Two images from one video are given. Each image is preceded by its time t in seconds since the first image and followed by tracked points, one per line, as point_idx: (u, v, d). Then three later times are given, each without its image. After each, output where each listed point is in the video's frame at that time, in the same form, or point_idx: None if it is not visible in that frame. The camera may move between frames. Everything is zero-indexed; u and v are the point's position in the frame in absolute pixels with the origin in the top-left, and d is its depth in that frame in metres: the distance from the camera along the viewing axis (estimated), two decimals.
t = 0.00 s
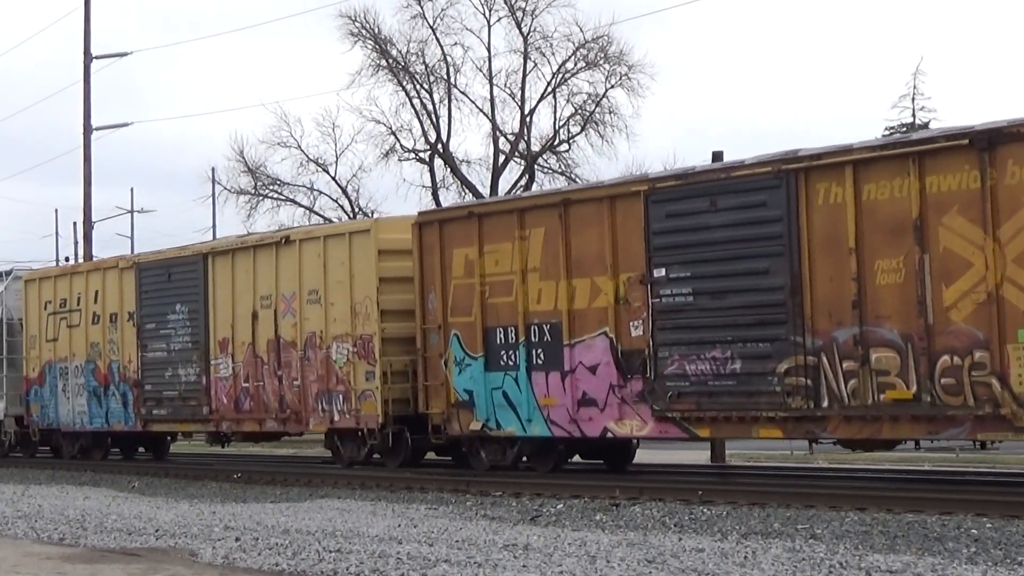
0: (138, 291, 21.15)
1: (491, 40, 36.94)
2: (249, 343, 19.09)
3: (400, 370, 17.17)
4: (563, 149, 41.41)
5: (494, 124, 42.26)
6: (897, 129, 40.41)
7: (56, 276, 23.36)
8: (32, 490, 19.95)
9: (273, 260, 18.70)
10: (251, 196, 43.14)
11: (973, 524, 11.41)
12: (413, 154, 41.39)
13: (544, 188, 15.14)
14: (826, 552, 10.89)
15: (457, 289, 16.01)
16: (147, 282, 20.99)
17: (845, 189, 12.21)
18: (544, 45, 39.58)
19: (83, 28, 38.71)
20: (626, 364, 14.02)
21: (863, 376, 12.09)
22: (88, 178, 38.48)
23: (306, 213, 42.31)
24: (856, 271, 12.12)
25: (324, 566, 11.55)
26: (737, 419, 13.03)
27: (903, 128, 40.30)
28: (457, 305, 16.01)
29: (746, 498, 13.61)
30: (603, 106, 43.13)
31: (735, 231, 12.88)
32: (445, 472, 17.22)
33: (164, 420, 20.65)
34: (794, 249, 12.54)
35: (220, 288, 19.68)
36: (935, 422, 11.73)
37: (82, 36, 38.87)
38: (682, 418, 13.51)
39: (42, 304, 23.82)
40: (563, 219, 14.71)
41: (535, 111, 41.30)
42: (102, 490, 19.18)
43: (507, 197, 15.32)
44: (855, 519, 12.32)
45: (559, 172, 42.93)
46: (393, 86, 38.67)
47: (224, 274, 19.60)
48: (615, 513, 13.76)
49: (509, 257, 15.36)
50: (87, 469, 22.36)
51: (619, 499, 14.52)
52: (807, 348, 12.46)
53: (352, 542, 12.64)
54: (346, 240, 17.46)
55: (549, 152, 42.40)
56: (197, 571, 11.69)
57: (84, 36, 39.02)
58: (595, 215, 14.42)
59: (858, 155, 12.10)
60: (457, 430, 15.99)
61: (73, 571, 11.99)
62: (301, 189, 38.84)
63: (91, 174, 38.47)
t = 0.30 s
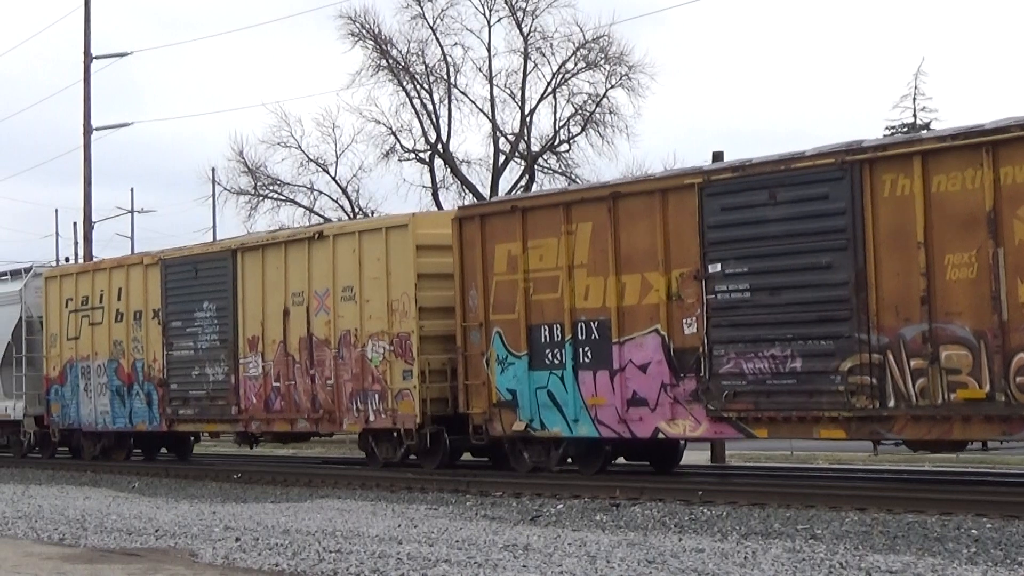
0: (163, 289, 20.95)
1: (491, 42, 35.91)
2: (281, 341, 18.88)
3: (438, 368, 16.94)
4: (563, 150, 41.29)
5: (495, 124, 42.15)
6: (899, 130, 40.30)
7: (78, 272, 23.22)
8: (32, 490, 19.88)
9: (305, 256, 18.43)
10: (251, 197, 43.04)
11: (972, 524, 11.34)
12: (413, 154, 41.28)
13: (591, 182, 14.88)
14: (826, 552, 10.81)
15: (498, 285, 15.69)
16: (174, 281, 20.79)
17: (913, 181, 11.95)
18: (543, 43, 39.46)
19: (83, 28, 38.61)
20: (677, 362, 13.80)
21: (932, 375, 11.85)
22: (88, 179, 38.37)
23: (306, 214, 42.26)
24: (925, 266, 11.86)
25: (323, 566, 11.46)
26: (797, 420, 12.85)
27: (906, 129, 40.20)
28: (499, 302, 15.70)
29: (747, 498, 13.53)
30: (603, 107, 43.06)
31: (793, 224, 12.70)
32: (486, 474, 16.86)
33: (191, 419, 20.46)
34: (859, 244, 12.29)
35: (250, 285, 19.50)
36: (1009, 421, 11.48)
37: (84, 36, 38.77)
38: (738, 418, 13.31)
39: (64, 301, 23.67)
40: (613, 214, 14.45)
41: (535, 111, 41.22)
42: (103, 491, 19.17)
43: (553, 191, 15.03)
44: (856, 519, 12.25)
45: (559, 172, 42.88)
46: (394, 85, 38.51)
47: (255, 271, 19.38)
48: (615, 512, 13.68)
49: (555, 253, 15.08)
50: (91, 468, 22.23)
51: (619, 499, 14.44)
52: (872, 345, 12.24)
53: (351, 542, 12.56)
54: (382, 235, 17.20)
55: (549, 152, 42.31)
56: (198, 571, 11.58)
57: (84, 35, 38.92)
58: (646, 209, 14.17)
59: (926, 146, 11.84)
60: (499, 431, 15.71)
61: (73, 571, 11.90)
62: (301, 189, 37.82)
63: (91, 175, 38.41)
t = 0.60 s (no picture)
0: (189, 286, 20.80)
1: (492, 40, 36.85)
2: (313, 339, 18.63)
3: (478, 367, 16.69)
4: (562, 150, 41.48)
5: (494, 125, 42.35)
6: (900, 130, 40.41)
7: (99, 268, 23.07)
8: (33, 489, 20.04)
9: (337, 254, 18.23)
10: (251, 197, 43.19)
11: (971, 524, 11.50)
12: (415, 153, 41.46)
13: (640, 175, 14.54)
14: (826, 552, 10.98)
15: (542, 280, 15.34)
16: (199, 277, 20.64)
17: (987, 171, 11.50)
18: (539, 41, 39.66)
19: (84, 27, 38.76)
20: (733, 360, 13.39)
21: (1006, 375, 11.39)
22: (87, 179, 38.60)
23: (305, 214, 42.44)
24: (999, 260, 11.40)
25: (324, 566, 11.63)
26: (862, 419, 12.39)
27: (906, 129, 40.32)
28: (544, 298, 15.33)
29: (747, 498, 13.70)
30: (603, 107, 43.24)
31: (799, 224, 12.68)
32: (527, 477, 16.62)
33: (218, 420, 20.27)
34: (928, 236, 11.81)
35: (279, 282, 19.24)
36: None
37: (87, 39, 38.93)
38: (800, 417, 12.86)
39: (85, 298, 23.51)
40: (665, 207, 14.06)
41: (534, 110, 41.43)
42: (100, 490, 19.34)
43: (602, 183, 14.68)
44: (854, 518, 12.41)
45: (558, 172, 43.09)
46: (393, 86, 38.64)
47: (285, 267, 19.12)
48: (615, 512, 13.84)
49: (604, 247, 14.71)
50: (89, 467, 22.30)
51: (618, 499, 14.60)
52: (940, 343, 11.76)
53: (352, 542, 12.73)
54: (420, 230, 16.93)
55: (548, 152, 42.49)
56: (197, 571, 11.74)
57: (83, 35, 39.01)
58: (698, 203, 13.77)
59: (1002, 134, 11.41)
60: (542, 432, 15.32)
61: (73, 571, 12.06)
62: (301, 189, 38.48)
63: (91, 175, 38.56)
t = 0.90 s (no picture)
0: (218, 282, 19.37)
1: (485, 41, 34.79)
2: (347, 337, 17.35)
3: (520, 365, 15.64)
4: (561, 150, 41.05)
5: (494, 126, 41.91)
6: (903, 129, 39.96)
7: (122, 265, 21.47)
8: (34, 490, 19.65)
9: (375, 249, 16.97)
10: (251, 197, 42.72)
11: (972, 524, 11.09)
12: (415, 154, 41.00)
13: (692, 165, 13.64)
14: (826, 552, 10.59)
15: (590, 276, 14.45)
16: (228, 274, 19.23)
17: None
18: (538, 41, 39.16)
19: (82, 28, 38.35)
20: (793, 358, 12.55)
21: None
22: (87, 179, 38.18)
23: (304, 214, 41.99)
24: None
25: (324, 566, 11.20)
26: (930, 419, 11.55)
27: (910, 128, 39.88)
28: (590, 296, 14.47)
29: (746, 498, 13.25)
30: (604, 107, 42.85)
31: (861, 217, 11.89)
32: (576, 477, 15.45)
33: (247, 420, 18.88)
34: (1002, 227, 10.98)
35: (312, 279, 17.93)
36: None
37: (85, 41, 38.49)
38: (863, 418, 12.03)
39: (108, 296, 21.83)
40: (720, 201, 13.21)
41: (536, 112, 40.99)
42: (102, 491, 19.03)
43: (651, 175, 13.78)
44: (856, 519, 11.98)
45: (558, 171, 42.71)
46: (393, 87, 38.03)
47: (318, 265, 17.82)
48: (615, 512, 13.40)
49: (658, 242, 13.78)
50: (84, 468, 21.88)
51: (619, 499, 14.04)
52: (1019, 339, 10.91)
53: (352, 542, 12.34)
54: (460, 225, 15.82)
55: (548, 153, 42.03)
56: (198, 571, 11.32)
57: (84, 36, 38.63)
58: (758, 193, 12.92)
59: None
60: (592, 432, 14.43)
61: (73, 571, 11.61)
62: (301, 189, 36.27)
63: (90, 175, 38.13)
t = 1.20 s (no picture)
0: (245, 279, 19.33)
1: (491, 43, 37.78)
2: (382, 335, 17.25)
3: (566, 365, 15.49)
4: (560, 149, 41.66)
5: (494, 126, 42.49)
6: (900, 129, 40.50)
7: (147, 262, 21.44)
8: (32, 489, 20.04)
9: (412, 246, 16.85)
10: (252, 197, 43.35)
11: (971, 524, 11.50)
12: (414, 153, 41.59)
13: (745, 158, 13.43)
14: (826, 552, 11.07)
15: (640, 271, 14.25)
16: (257, 270, 19.14)
17: None
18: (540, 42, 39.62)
19: (84, 29, 39.00)
20: (857, 356, 12.28)
21: None
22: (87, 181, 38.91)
23: (304, 213, 42.62)
24: None
25: (324, 566, 11.72)
26: (1006, 419, 11.21)
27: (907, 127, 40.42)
28: (641, 291, 14.25)
29: (746, 498, 13.56)
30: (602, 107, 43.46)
31: (929, 209, 11.62)
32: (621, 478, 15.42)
33: (276, 420, 18.81)
34: None
35: (346, 277, 17.80)
36: None
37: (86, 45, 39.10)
38: (933, 417, 11.72)
39: (132, 294, 21.81)
40: (778, 194, 12.97)
41: (535, 112, 41.56)
42: (101, 490, 19.57)
43: (704, 168, 13.56)
44: (854, 519, 12.34)
45: (557, 171, 43.33)
46: (393, 89, 38.45)
47: (351, 262, 17.72)
48: (615, 512, 13.72)
49: (714, 235, 13.53)
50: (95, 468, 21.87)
51: (618, 499, 14.42)
52: None
53: (352, 543, 12.91)
54: (502, 221, 15.68)
55: (548, 153, 42.63)
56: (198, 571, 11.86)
57: (84, 38, 39.30)
58: (818, 186, 12.66)
59: None
60: (642, 433, 14.22)
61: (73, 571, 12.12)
62: (301, 189, 39.62)
63: (91, 176, 38.87)
